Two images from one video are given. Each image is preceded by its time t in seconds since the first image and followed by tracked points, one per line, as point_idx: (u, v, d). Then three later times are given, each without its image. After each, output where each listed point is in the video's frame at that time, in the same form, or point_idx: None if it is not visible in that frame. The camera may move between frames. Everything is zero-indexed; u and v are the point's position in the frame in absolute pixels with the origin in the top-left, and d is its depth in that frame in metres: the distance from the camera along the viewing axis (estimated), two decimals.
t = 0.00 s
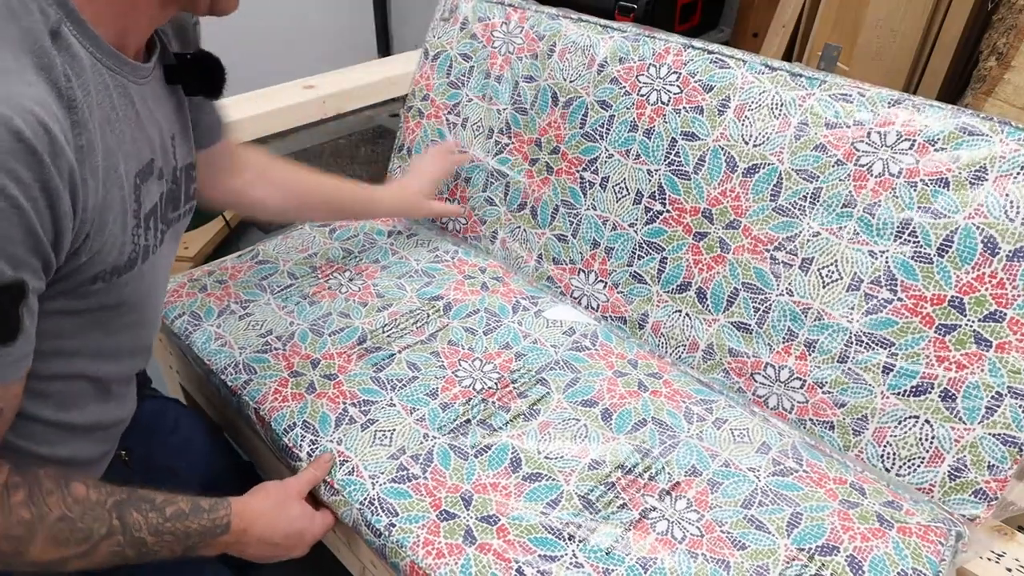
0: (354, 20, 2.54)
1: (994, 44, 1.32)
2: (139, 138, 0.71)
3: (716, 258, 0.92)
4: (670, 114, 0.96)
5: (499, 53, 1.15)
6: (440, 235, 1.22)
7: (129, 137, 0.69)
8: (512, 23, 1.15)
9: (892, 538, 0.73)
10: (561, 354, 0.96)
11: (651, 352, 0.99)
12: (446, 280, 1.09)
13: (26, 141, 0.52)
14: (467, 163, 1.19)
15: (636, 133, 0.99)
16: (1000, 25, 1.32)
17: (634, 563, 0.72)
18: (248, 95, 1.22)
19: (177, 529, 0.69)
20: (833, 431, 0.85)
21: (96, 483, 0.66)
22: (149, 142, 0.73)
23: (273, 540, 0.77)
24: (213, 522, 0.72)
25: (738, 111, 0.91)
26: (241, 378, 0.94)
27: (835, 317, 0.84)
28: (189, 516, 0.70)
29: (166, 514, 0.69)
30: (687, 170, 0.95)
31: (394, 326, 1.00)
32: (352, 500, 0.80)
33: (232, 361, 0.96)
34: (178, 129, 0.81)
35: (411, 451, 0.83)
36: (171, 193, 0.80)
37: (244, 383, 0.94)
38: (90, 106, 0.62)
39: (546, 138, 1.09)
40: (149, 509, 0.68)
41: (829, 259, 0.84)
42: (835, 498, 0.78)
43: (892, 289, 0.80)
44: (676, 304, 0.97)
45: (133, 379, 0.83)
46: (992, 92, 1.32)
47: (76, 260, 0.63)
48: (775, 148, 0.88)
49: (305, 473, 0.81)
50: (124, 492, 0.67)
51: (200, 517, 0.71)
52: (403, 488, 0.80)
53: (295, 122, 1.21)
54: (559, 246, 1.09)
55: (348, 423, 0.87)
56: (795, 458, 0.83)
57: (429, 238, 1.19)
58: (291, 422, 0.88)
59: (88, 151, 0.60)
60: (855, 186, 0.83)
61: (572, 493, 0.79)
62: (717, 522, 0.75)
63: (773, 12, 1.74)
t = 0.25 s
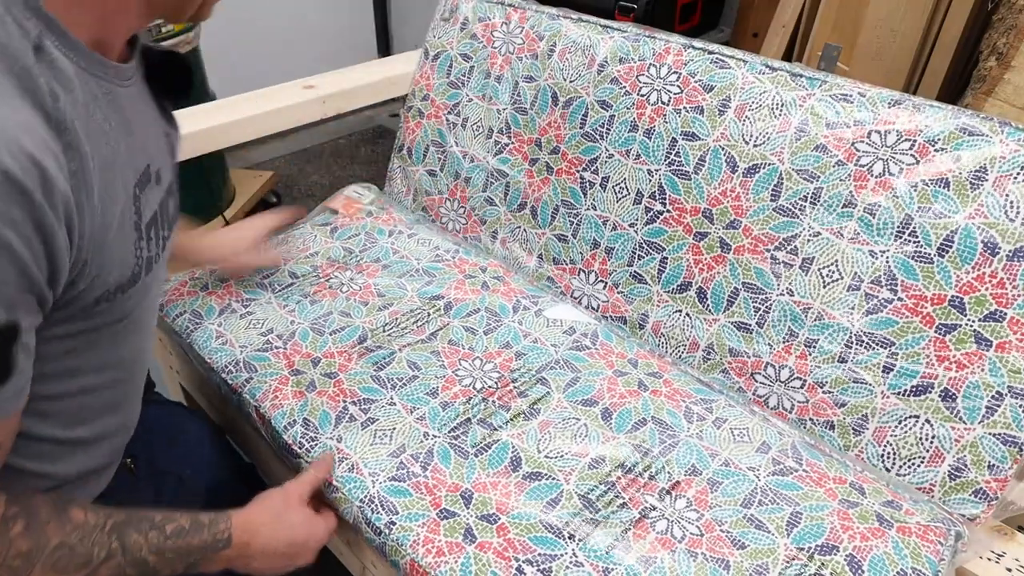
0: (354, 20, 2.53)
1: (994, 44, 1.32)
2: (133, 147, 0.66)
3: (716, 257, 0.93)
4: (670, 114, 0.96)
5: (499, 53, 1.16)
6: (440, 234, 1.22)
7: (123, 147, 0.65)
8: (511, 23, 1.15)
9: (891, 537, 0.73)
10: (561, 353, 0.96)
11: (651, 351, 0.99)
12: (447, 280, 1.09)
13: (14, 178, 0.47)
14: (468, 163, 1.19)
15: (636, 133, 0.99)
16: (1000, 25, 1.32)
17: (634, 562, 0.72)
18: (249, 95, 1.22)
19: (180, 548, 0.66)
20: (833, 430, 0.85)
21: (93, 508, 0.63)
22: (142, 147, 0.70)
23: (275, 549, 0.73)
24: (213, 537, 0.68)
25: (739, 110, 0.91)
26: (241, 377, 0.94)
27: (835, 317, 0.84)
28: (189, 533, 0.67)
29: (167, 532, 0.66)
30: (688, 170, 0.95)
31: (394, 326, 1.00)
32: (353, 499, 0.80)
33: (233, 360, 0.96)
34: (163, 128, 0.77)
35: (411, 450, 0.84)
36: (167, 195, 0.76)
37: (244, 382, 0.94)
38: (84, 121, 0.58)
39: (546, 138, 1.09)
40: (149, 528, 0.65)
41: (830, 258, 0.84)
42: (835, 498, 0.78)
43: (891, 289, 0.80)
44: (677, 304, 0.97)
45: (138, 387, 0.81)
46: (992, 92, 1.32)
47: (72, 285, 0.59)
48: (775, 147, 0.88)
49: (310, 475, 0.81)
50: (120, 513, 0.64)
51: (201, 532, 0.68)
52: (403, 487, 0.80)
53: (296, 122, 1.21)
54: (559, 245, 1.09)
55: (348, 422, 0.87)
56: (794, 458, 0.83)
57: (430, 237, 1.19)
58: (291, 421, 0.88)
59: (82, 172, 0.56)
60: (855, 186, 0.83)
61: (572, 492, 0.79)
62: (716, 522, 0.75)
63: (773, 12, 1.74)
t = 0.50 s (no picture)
0: (354, 20, 2.54)
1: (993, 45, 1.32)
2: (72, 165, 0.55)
3: (716, 258, 0.93)
4: (670, 114, 0.96)
5: (499, 53, 1.16)
6: (440, 234, 1.22)
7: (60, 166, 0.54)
8: (511, 23, 1.15)
9: (892, 537, 0.73)
10: (562, 353, 0.96)
11: (651, 351, 0.99)
12: (447, 279, 1.09)
13: None
14: (468, 163, 1.19)
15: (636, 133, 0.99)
16: (1000, 25, 1.33)
17: (634, 561, 0.72)
18: (249, 95, 1.22)
19: None
20: (833, 430, 0.85)
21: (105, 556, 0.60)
22: (73, 160, 0.55)
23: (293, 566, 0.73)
24: (228, 564, 0.66)
25: (739, 110, 0.91)
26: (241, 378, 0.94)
27: (835, 317, 0.84)
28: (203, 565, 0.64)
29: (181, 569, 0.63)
30: (688, 170, 0.95)
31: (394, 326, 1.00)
32: (353, 499, 0.80)
33: (233, 360, 0.96)
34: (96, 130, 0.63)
35: (412, 450, 0.83)
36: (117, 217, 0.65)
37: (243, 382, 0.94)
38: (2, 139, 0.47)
39: (546, 138, 1.09)
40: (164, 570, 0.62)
41: (830, 259, 0.84)
42: (835, 497, 0.78)
43: (891, 289, 0.80)
44: (677, 304, 0.97)
45: (104, 437, 0.70)
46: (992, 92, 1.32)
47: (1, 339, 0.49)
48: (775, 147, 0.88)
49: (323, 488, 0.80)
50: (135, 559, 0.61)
51: (214, 562, 0.65)
52: (404, 487, 0.80)
53: (295, 122, 1.21)
54: (558, 245, 1.09)
55: (348, 422, 0.87)
56: (795, 457, 0.83)
57: (430, 237, 1.19)
58: (291, 421, 0.88)
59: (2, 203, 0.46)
60: (855, 186, 0.83)
61: (573, 492, 0.79)
62: (717, 521, 0.75)
63: (773, 12, 1.74)
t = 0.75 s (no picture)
0: (354, 19, 2.54)
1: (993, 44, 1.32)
2: None
3: (716, 258, 0.92)
4: (671, 114, 0.96)
5: (499, 53, 1.16)
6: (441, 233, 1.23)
7: None
8: (511, 23, 1.15)
9: (893, 538, 0.73)
10: (562, 353, 0.96)
11: (651, 351, 0.99)
12: (448, 279, 1.09)
13: None
14: (468, 162, 1.19)
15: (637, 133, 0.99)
16: (1000, 25, 1.32)
17: (634, 562, 0.72)
18: (250, 95, 1.22)
19: None
20: (833, 430, 0.85)
21: None
22: None
23: None
24: None
25: (739, 110, 0.91)
26: (241, 377, 0.94)
27: (835, 317, 0.84)
28: None
29: None
30: (688, 170, 0.95)
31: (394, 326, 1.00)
32: (353, 498, 0.80)
33: (234, 359, 0.96)
34: None
35: (412, 449, 0.84)
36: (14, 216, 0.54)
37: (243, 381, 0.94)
38: None
39: (546, 138, 1.09)
40: None
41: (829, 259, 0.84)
42: (836, 498, 0.78)
43: (891, 289, 0.80)
44: (676, 304, 0.97)
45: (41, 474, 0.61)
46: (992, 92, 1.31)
47: None
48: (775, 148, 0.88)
49: (293, 508, 0.80)
50: None
51: None
52: (403, 486, 0.80)
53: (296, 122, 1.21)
54: (559, 245, 1.09)
55: (348, 421, 0.87)
56: (795, 458, 0.83)
57: (431, 237, 1.19)
58: (291, 420, 0.88)
59: None
60: (856, 186, 0.83)
61: (573, 492, 0.79)
62: (717, 522, 0.75)
63: (773, 12, 1.74)
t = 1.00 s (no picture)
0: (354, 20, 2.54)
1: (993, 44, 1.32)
2: None
3: (717, 258, 0.92)
4: (671, 114, 0.96)
5: (499, 53, 1.16)
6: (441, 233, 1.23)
7: None
8: (511, 23, 1.15)
9: (893, 538, 0.73)
10: (562, 353, 0.96)
11: (652, 352, 0.99)
12: (449, 279, 1.09)
13: None
14: (469, 162, 1.19)
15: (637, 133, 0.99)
16: (1000, 25, 1.32)
17: (634, 562, 0.72)
18: (250, 95, 1.22)
19: None
20: (833, 430, 0.85)
21: None
22: None
23: None
24: None
25: (739, 110, 0.91)
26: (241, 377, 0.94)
27: (835, 317, 0.84)
28: None
29: None
30: (688, 170, 0.95)
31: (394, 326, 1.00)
32: (353, 497, 0.80)
33: (234, 359, 0.96)
34: None
35: (412, 448, 0.84)
36: None
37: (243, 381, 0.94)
38: None
39: (547, 138, 1.09)
40: None
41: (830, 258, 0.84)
42: (836, 498, 0.78)
43: (891, 289, 0.80)
44: (676, 304, 0.97)
45: None
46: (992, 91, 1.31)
47: None
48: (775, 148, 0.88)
49: (222, 544, 0.82)
50: None
51: None
52: (403, 486, 0.80)
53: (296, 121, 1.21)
54: (559, 245, 1.09)
55: (349, 420, 0.87)
56: (796, 458, 0.82)
57: (432, 237, 1.19)
58: (291, 419, 0.88)
59: None
60: (856, 186, 0.82)
61: (573, 492, 0.79)
62: (717, 522, 0.75)
63: (773, 12, 1.74)
